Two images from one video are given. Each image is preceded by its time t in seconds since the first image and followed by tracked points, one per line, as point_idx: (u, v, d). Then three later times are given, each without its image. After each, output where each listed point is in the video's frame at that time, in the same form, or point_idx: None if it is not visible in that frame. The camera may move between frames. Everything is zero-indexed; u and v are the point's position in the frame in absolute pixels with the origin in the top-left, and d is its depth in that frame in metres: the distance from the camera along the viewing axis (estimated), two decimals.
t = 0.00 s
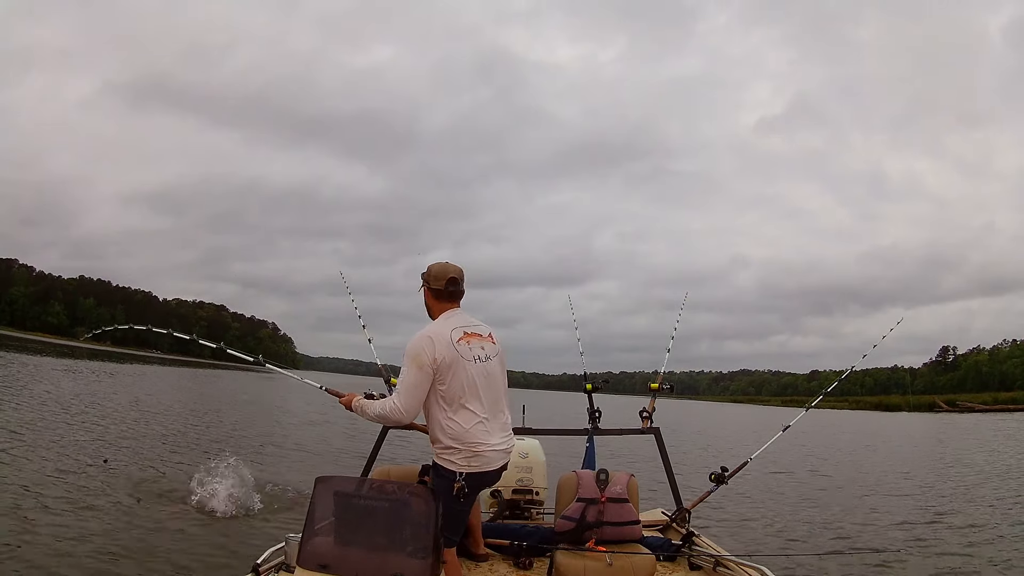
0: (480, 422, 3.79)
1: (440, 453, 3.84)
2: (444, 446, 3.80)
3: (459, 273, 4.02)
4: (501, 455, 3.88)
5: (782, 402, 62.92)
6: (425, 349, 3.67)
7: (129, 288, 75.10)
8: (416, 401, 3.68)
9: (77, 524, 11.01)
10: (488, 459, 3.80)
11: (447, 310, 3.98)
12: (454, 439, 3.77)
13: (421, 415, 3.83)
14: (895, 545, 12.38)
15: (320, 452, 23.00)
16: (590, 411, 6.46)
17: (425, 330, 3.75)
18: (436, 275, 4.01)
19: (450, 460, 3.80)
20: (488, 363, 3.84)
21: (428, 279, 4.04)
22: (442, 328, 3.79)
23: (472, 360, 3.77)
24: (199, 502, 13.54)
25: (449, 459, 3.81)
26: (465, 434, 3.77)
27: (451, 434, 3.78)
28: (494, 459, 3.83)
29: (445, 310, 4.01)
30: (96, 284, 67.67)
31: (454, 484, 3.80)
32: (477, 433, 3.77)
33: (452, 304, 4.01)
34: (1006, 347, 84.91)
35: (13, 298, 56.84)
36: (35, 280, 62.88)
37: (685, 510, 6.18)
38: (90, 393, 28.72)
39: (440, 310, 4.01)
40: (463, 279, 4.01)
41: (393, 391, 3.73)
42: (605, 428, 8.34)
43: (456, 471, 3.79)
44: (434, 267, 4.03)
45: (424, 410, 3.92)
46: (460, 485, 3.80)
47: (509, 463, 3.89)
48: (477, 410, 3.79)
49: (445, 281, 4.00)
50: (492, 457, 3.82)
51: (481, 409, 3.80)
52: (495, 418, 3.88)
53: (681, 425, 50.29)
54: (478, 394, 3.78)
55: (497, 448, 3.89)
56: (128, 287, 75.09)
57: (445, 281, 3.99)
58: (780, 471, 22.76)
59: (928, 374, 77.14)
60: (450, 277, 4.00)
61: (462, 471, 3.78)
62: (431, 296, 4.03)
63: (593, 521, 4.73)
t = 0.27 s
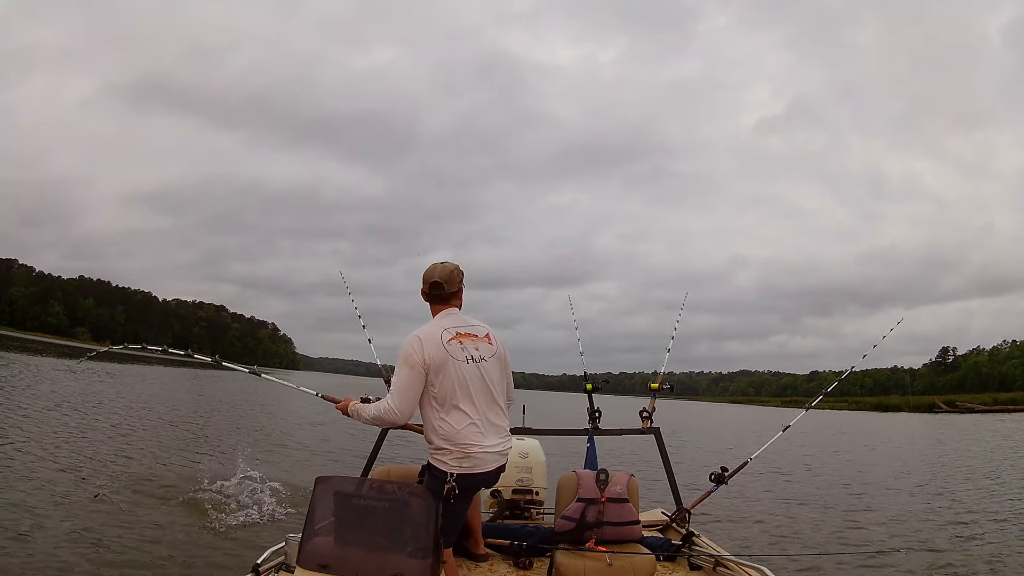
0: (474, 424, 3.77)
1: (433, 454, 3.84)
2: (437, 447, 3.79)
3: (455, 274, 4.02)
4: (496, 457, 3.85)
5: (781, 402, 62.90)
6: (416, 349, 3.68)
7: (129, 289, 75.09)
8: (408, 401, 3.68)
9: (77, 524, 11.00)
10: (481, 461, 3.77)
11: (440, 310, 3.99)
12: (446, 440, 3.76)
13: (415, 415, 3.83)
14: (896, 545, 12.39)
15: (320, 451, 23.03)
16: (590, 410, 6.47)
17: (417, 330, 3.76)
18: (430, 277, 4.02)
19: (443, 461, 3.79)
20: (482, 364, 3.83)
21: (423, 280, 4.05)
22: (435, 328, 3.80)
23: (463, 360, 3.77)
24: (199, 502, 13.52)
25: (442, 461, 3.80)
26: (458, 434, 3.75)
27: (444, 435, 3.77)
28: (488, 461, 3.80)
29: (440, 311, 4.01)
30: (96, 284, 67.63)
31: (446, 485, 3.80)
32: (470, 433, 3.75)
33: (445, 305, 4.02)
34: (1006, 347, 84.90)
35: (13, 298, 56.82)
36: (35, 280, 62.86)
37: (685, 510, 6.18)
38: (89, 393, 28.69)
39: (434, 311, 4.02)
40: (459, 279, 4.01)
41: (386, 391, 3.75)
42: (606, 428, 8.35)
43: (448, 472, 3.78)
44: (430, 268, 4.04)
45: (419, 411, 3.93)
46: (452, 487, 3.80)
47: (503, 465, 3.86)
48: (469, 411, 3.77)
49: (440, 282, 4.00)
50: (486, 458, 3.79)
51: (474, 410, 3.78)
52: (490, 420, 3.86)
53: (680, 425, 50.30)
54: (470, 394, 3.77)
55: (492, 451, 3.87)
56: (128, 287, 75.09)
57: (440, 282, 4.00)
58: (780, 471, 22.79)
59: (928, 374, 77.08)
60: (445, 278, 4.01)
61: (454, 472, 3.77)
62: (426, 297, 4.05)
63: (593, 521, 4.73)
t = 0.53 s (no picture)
0: (472, 424, 3.77)
1: (432, 454, 3.83)
2: (436, 447, 3.79)
3: (456, 274, 4.02)
4: (496, 458, 3.85)
5: (781, 404, 62.88)
6: (415, 350, 3.68)
7: (129, 289, 75.10)
8: (407, 401, 3.69)
9: (76, 524, 10.97)
10: (481, 461, 3.77)
11: (442, 310, 3.98)
12: (445, 439, 3.76)
13: (414, 415, 3.83)
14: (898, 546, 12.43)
15: (320, 450, 23.03)
16: (590, 410, 6.47)
17: (417, 330, 3.76)
18: (431, 277, 4.02)
19: (441, 460, 3.80)
20: (481, 364, 3.83)
21: (424, 280, 4.05)
22: (434, 328, 3.80)
23: (462, 360, 3.77)
24: (199, 502, 13.48)
25: (440, 461, 3.81)
26: (456, 434, 3.75)
27: (443, 435, 3.76)
28: (488, 462, 3.79)
29: (440, 311, 4.01)
30: (96, 284, 67.56)
31: (446, 485, 3.81)
32: (469, 434, 3.75)
33: (448, 305, 4.01)
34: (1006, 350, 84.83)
35: (13, 298, 56.76)
36: (35, 280, 62.82)
37: (685, 510, 6.18)
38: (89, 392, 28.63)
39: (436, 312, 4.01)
40: (460, 280, 4.01)
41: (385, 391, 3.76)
42: (606, 428, 8.34)
43: (447, 472, 3.78)
44: (431, 268, 4.04)
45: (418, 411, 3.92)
46: (451, 486, 3.81)
47: (503, 466, 3.86)
48: (469, 411, 3.77)
49: (441, 282, 4.01)
50: (485, 458, 3.78)
51: (474, 411, 3.78)
52: (489, 420, 3.86)
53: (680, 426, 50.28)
54: (469, 394, 3.76)
55: (491, 451, 3.87)
56: (128, 287, 75.08)
57: (441, 281, 4.00)
58: (780, 471, 22.85)
59: (928, 376, 77.08)
60: (446, 278, 4.01)
61: (454, 472, 3.78)
62: (428, 297, 4.05)
63: (593, 521, 4.73)
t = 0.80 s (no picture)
0: (473, 424, 3.77)
1: (433, 454, 3.83)
2: (437, 447, 3.79)
3: (458, 275, 4.02)
4: (496, 457, 3.85)
5: (781, 404, 62.89)
6: (414, 350, 3.68)
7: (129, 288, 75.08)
8: (406, 401, 3.69)
9: (75, 523, 10.93)
10: (481, 461, 3.77)
11: (442, 311, 3.98)
12: (445, 439, 3.76)
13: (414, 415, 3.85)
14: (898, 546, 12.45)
15: (320, 449, 23.03)
16: (590, 410, 6.47)
17: (418, 330, 3.76)
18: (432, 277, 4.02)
19: (442, 460, 3.80)
20: (481, 364, 3.83)
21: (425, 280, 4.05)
22: (434, 328, 3.80)
23: (462, 360, 3.77)
24: (198, 501, 13.42)
25: (441, 460, 3.80)
26: (456, 434, 3.75)
27: (443, 435, 3.76)
28: (488, 461, 3.79)
29: (442, 312, 4.01)
30: (96, 283, 67.48)
31: (446, 484, 3.80)
32: (469, 433, 3.75)
33: (448, 306, 4.01)
34: (1005, 350, 84.83)
35: (13, 297, 56.67)
36: (34, 279, 62.74)
37: (685, 510, 6.18)
38: (88, 391, 28.57)
39: (436, 312, 4.01)
40: (461, 281, 4.02)
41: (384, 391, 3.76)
42: (606, 428, 8.35)
43: (447, 471, 3.78)
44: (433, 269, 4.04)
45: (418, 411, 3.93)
46: (452, 486, 3.80)
47: (503, 466, 3.86)
48: (469, 411, 3.77)
49: (442, 282, 4.00)
50: (485, 458, 3.78)
51: (474, 411, 3.78)
52: (490, 420, 3.86)
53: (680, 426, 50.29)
54: (469, 394, 3.76)
55: (491, 451, 3.87)
56: (128, 287, 75.07)
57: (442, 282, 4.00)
58: (779, 472, 22.85)
59: (928, 376, 77.09)
60: (447, 279, 4.01)
61: (454, 472, 3.78)
62: (429, 298, 4.05)
63: (593, 521, 4.73)
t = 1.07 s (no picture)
0: (474, 423, 3.77)
1: (434, 453, 3.83)
2: (437, 445, 3.79)
3: (458, 276, 4.02)
4: (497, 456, 3.85)
5: (781, 404, 62.92)
6: (414, 350, 3.68)
7: (129, 288, 75.09)
8: (404, 402, 3.73)
9: (74, 523, 10.87)
10: (481, 460, 3.77)
11: (442, 312, 3.98)
12: (446, 437, 3.76)
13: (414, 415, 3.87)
14: (898, 546, 12.44)
15: (320, 449, 23.03)
16: (590, 410, 6.47)
17: (417, 332, 3.76)
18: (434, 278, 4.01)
19: (443, 459, 3.79)
20: (482, 364, 3.83)
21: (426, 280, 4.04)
22: (433, 330, 3.80)
23: (463, 360, 3.77)
24: (198, 501, 13.36)
25: (443, 459, 3.80)
26: (456, 433, 3.75)
27: (443, 433, 3.76)
28: (489, 460, 3.79)
29: (443, 313, 4.02)
30: (95, 283, 67.42)
31: (448, 483, 3.80)
32: (469, 432, 3.75)
33: (448, 306, 4.01)
34: (1005, 350, 84.85)
35: (13, 297, 56.64)
36: (34, 279, 62.68)
37: (685, 510, 6.18)
38: (87, 390, 28.51)
39: (437, 312, 4.01)
40: (461, 281, 4.02)
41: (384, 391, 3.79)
42: (606, 428, 8.35)
43: (448, 469, 3.78)
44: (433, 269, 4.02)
45: (419, 411, 3.93)
46: (453, 485, 3.80)
47: (504, 464, 3.86)
48: (470, 410, 3.77)
49: (444, 284, 4.00)
50: (486, 457, 3.78)
51: (475, 411, 3.78)
52: (490, 419, 3.86)
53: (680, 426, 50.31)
54: (469, 394, 3.76)
55: (492, 450, 3.87)
56: (129, 287, 75.08)
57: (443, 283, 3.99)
58: (780, 471, 22.85)
59: (928, 376, 77.10)
60: (447, 280, 4.01)
61: (455, 471, 3.77)
62: (430, 297, 4.05)
63: (593, 521, 4.73)
